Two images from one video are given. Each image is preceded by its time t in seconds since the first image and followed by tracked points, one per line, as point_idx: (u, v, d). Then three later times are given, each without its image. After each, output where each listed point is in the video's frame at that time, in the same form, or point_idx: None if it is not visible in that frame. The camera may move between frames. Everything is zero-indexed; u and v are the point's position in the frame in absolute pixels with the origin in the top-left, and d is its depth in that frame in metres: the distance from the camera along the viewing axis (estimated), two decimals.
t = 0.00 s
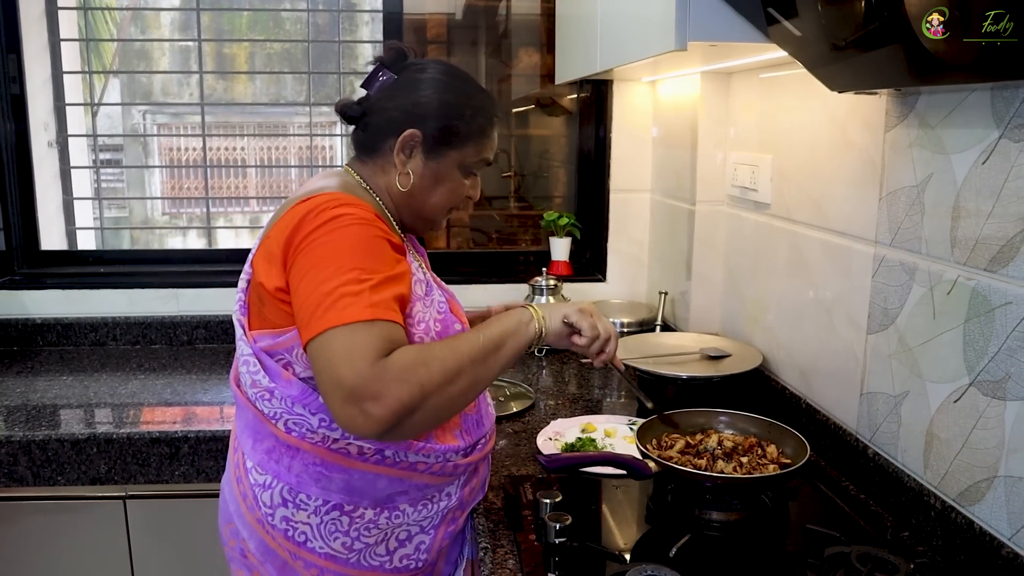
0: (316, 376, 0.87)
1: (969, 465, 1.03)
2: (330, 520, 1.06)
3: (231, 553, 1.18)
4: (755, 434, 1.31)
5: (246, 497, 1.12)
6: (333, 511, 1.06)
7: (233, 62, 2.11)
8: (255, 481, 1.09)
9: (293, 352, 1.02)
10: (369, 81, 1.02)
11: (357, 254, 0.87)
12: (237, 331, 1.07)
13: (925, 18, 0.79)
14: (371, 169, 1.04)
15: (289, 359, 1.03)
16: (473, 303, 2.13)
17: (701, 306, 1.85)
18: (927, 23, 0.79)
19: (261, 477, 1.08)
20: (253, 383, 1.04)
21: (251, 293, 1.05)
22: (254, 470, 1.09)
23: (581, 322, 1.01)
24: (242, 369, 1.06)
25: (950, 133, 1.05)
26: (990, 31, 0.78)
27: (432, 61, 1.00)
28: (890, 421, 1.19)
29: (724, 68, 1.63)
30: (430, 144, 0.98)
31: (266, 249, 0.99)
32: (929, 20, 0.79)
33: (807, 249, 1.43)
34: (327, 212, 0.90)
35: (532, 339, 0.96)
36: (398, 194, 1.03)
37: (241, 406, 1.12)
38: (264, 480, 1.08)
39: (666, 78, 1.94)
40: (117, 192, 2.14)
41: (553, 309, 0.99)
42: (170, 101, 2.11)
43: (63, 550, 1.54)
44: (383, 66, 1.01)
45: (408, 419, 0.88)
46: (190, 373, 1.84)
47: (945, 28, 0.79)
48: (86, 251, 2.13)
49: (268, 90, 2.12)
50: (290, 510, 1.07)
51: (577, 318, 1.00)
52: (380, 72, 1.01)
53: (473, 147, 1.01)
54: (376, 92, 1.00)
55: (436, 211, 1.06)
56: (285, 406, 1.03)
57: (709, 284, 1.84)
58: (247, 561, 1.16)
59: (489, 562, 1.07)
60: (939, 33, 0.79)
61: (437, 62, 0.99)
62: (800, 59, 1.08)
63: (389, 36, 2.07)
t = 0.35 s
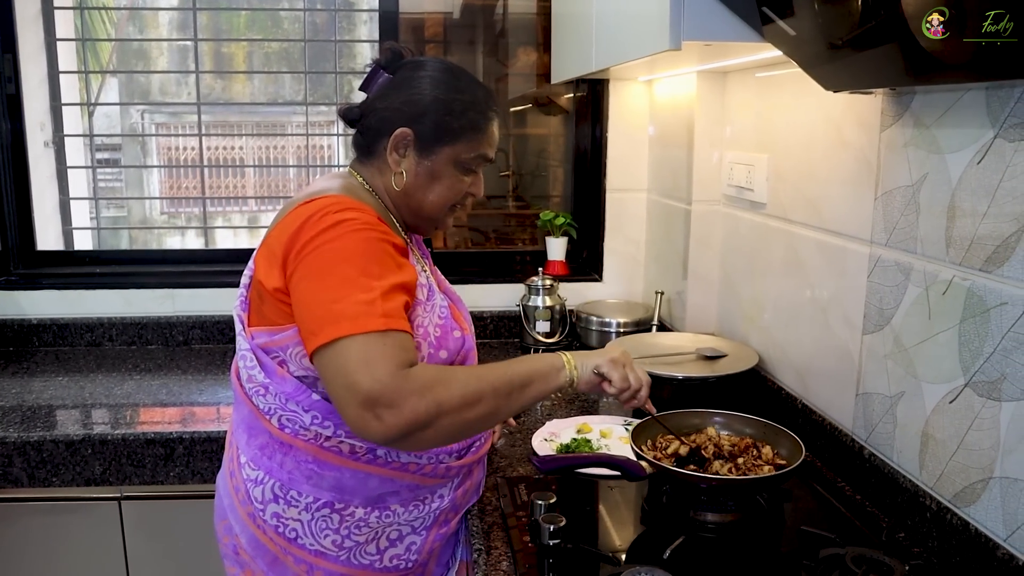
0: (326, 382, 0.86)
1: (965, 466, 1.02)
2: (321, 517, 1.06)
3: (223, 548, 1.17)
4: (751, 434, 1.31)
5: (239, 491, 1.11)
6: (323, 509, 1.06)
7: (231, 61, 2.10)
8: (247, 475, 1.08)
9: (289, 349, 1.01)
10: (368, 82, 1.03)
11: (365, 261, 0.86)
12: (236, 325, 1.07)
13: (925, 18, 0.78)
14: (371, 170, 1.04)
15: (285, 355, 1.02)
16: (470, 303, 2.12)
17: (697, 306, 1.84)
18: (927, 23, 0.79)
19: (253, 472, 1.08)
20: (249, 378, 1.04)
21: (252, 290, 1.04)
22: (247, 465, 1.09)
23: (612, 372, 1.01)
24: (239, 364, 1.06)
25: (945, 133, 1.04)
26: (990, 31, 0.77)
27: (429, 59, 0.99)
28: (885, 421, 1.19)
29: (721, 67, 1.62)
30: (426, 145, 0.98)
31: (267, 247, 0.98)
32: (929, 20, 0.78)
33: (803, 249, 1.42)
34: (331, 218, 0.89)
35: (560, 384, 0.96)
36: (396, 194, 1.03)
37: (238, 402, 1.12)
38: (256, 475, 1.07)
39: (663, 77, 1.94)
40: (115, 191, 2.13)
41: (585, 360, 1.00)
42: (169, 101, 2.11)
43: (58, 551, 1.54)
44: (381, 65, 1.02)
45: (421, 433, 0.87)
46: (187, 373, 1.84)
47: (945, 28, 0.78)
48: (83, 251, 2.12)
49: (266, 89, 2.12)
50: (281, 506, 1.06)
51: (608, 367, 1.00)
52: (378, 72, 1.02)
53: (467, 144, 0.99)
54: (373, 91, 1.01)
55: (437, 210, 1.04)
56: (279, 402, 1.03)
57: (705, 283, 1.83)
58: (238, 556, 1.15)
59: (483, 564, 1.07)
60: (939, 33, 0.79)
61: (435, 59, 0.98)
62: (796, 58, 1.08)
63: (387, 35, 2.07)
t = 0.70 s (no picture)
0: (361, 385, 0.85)
1: (962, 469, 1.02)
2: (321, 524, 1.05)
3: (221, 555, 1.16)
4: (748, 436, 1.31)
5: (237, 497, 1.11)
6: (323, 516, 1.05)
7: (230, 62, 2.10)
8: (246, 482, 1.08)
9: (291, 356, 1.00)
10: (371, 83, 1.02)
11: (392, 260, 0.85)
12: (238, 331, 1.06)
13: (925, 18, 0.78)
14: (373, 173, 1.03)
15: (287, 362, 1.01)
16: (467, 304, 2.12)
17: (694, 308, 1.84)
18: (928, 23, 0.79)
19: (252, 479, 1.07)
20: (250, 384, 1.04)
21: (253, 294, 1.03)
22: (246, 472, 1.08)
23: (644, 364, 1.02)
24: (239, 370, 1.05)
25: (941, 134, 1.04)
26: (990, 31, 0.77)
27: (434, 61, 0.99)
28: (883, 423, 1.19)
29: (718, 68, 1.62)
30: (428, 148, 0.97)
31: (270, 252, 0.97)
32: (929, 20, 0.78)
33: (801, 250, 1.42)
34: (346, 220, 0.88)
35: (594, 374, 0.97)
36: (398, 197, 1.02)
37: (237, 408, 1.11)
38: (256, 482, 1.07)
39: (660, 78, 1.93)
40: (114, 192, 2.13)
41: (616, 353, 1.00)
42: (167, 102, 2.10)
43: (53, 554, 1.53)
44: (385, 67, 1.01)
45: (465, 427, 0.86)
46: (183, 375, 1.84)
47: (946, 28, 0.78)
48: (80, 252, 2.12)
49: (265, 89, 2.11)
50: (280, 513, 1.06)
51: (640, 359, 1.01)
52: (382, 73, 1.01)
53: (471, 148, 0.98)
54: (378, 93, 1.00)
55: (441, 213, 1.03)
56: (280, 410, 1.03)
57: (703, 285, 1.83)
58: (236, 562, 1.14)
59: (478, 568, 1.06)
60: (940, 33, 0.78)
61: (439, 61, 0.98)
62: (792, 59, 1.07)
63: (384, 36, 2.06)
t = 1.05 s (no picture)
0: (316, 381, 0.86)
1: (961, 468, 1.01)
2: (316, 524, 1.05)
3: (218, 554, 1.16)
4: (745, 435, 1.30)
5: (233, 496, 1.11)
6: (319, 516, 1.05)
7: (230, 63, 2.09)
8: (242, 481, 1.08)
9: (287, 353, 1.00)
10: (372, 82, 1.02)
11: (358, 261, 0.85)
12: (235, 328, 1.05)
13: (925, 18, 0.78)
14: (371, 172, 1.03)
15: (283, 359, 1.01)
16: (466, 303, 2.12)
17: (694, 307, 1.83)
18: (927, 23, 0.78)
19: (248, 478, 1.07)
20: (246, 381, 1.03)
21: (248, 293, 1.03)
22: (241, 471, 1.08)
23: (591, 341, 1.00)
24: (236, 367, 1.05)
25: (939, 132, 1.04)
26: (990, 31, 0.76)
27: (433, 60, 0.98)
28: (881, 422, 1.18)
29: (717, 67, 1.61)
30: (425, 148, 0.97)
31: (264, 247, 0.97)
32: (929, 20, 0.78)
33: (800, 249, 1.41)
34: (329, 218, 0.89)
35: (537, 350, 0.95)
36: (396, 197, 1.01)
37: (234, 407, 1.11)
38: (251, 481, 1.07)
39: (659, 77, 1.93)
40: (114, 193, 2.13)
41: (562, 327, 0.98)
42: (167, 102, 2.10)
43: (52, 554, 1.53)
44: (386, 66, 1.01)
45: (411, 425, 0.86)
46: (182, 376, 1.83)
47: (946, 28, 0.77)
48: (79, 253, 2.12)
49: (265, 90, 2.11)
50: (276, 512, 1.06)
51: (587, 336, 0.99)
52: (383, 73, 1.01)
53: (469, 148, 0.98)
54: (377, 92, 1.00)
55: (439, 214, 1.03)
56: (276, 407, 1.02)
57: (703, 284, 1.82)
58: (232, 562, 1.14)
59: (475, 568, 1.06)
60: (939, 33, 0.78)
61: (439, 61, 0.97)
62: (790, 58, 1.07)
63: (384, 35, 2.06)
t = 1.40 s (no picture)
0: (348, 389, 0.85)
1: (957, 466, 1.01)
2: (304, 521, 1.05)
3: (210, 552, 1.16)
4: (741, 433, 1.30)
5: (222, 494, 1.11)
6: (307, 514, 1.05)
7: (229, 62, 2.09)
8: (230, 479, 1.08)
9: (274, 353, 1.00)
10: (360, 80, 1.01)
11: (369, 267, 0.84)
12: (224, 328, 1.06)
13: (925, 18, 0.77)
14: (358, 171, 1.04)
15: (270, 359, 1.01)
16: (465, 302, 2.12)
17: (692, 305, 1.83)
18: (928, 23, 0.77)
19: (237, 476, 1.07)
20: (235, 381, 1.04)
21: (239, 292, 1.03)
22: (230, 469, 1.08)
23: (634, 337, 1.00)
24: (225, 367, 1.06)
25: (936, 130, 1.03)
26: (990, 31, 0.75)
27: (421, 57, 0.98)
28: (878, 420, 1.18)
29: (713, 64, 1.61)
30: (411, 145, 0.97)
31: (256, 253, 0.96)
32: (929, 20, 0.77)
33: (796, 247, 1.41)
34: (326, 223, 0.87)
35: (581, 352, 0.96)
36: (383, 194, 1.02)
37: (224, 405, 1.11)
38: (240, 479, 1.07)
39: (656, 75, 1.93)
40: (115, 192, 2.13)
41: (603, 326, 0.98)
42: (167, 101, 2.10)
43: (49, 553, 1.54)
44: (374, 62, 0.99)
45: (453, 424, 0.87)
46: (180, 375, 1.84)
47: (946, 28, 0.76)
48: (78, 252, 2.12)
49: (265, 89, 2.11)
50: (264, 510, 1.06)
51: (630, 333, 1.00)
52: (371, 69, 1.00)
53: (461, 145, 0.98)
54: (365, 89, 1.00)
55: (425, 212, 1.03)
56: (264, 406, 1.02)
57: (700, 281, 1.82)
58: (224, 559, 1.14)
59: (471, 566, 1.06)
60: (940, 33, 0.77)
61: (427, 58, 0.97)
62: (787, 55, 1.07)
63: (383, 34, 2.06)
